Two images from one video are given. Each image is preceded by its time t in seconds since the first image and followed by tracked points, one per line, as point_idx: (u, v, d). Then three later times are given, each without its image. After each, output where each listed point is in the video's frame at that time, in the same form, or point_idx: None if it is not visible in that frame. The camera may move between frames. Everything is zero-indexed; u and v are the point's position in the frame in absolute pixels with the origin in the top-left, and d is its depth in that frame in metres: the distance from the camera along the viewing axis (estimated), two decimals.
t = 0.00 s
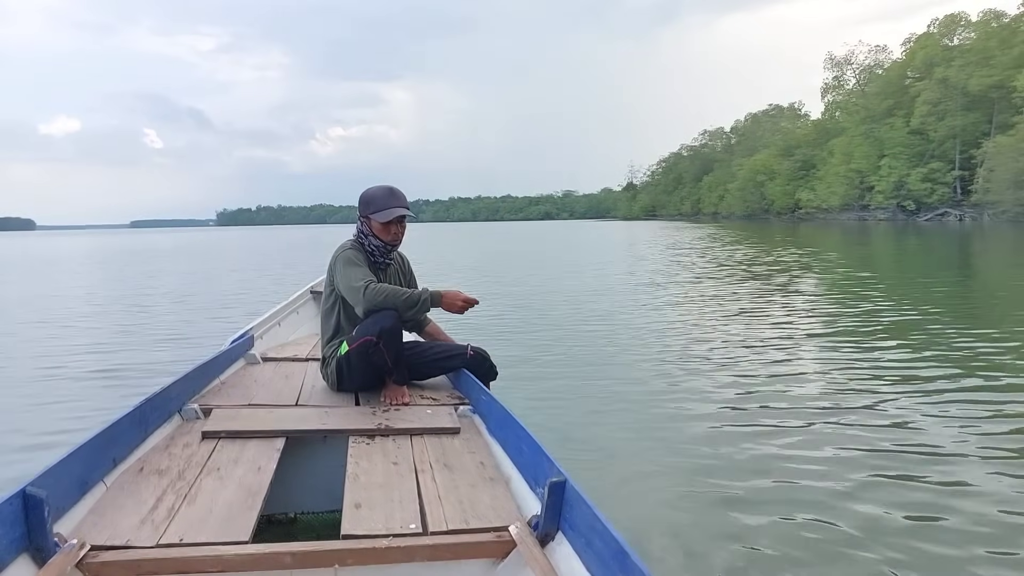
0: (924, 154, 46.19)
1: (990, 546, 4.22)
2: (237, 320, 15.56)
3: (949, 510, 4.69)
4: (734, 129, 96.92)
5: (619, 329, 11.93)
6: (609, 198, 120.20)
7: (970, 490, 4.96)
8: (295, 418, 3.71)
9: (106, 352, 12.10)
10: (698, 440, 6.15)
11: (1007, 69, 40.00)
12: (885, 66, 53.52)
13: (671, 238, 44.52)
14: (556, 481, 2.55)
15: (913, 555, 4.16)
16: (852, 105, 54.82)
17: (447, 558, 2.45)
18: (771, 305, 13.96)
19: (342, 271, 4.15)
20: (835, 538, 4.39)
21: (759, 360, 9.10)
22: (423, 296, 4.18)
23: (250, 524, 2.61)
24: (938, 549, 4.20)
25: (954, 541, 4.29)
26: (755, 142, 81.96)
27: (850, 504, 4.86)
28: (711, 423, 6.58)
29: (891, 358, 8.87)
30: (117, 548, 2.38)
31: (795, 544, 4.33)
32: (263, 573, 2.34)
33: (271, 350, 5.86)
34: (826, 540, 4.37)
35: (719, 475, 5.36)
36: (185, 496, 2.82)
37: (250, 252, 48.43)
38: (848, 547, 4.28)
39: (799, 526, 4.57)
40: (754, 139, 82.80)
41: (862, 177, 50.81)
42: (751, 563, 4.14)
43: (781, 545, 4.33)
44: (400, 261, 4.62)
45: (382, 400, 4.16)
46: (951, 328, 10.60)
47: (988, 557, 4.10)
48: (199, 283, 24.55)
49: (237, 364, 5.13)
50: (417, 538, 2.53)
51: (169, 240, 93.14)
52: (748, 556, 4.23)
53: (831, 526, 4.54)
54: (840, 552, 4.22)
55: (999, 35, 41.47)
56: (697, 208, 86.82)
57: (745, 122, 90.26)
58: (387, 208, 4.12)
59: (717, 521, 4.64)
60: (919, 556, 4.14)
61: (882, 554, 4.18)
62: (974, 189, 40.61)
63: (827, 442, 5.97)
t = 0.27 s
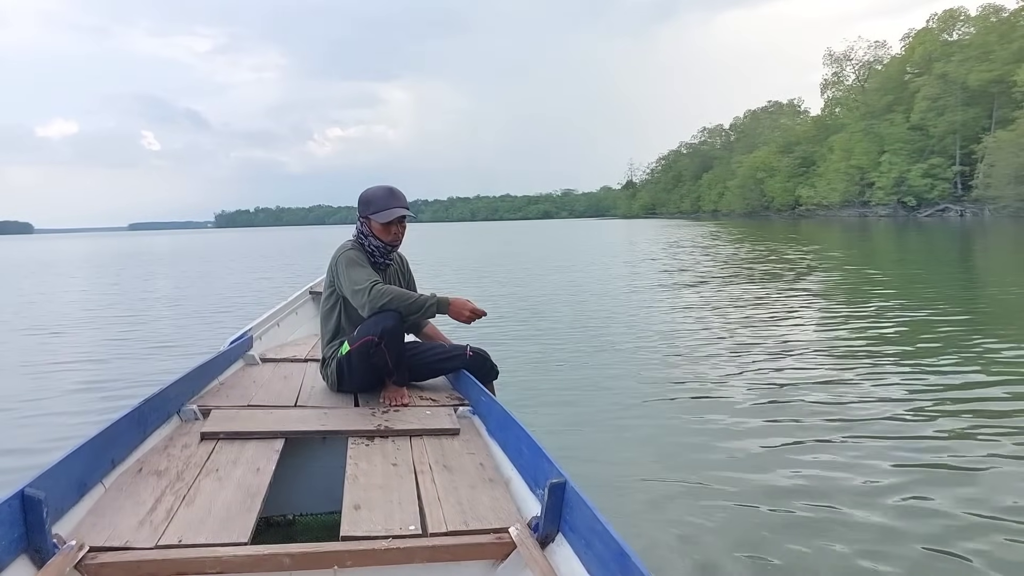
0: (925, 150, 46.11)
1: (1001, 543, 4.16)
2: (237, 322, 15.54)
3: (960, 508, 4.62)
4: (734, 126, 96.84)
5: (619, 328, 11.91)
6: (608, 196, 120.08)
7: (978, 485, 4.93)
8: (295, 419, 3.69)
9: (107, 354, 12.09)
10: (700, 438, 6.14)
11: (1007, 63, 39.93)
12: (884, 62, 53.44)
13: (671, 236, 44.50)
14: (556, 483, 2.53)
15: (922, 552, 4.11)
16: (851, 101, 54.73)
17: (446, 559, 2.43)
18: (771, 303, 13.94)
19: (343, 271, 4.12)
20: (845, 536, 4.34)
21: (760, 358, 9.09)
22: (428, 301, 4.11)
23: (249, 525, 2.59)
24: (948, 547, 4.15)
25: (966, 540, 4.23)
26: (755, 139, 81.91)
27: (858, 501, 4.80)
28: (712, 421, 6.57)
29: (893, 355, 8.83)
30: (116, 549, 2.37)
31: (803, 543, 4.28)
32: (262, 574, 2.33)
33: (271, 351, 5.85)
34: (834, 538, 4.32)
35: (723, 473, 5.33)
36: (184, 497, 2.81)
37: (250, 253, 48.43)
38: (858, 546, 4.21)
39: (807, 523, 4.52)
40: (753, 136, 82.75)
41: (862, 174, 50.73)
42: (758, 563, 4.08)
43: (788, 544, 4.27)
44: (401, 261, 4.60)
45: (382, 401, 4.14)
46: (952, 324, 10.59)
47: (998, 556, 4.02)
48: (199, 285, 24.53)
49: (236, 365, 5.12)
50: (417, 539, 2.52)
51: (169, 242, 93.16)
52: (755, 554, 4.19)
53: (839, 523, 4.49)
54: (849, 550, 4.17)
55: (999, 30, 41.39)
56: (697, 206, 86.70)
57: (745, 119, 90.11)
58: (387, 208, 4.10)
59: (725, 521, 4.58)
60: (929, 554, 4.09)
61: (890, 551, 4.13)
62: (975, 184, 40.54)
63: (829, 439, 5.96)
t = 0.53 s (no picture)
0: (924, 148, 46.08)
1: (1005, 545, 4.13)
2: (236, 322, 15.53)
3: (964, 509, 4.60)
4: (733, 125, 96.80)
5: (619, 327, 11.92)
6: (608, 195, 120.04)
7: (981, 486, 4.91)
8: (294, 419, 3.69)
9: (106, 355, 12.08)
10: (700, 437, 6.14)
11: (1006, 61, 39.93)
12: (883, 60, 53.41)
13: (671, 235, 44.50)
14: (555, 483, 2.53)
15: (923, 553, 4.09)
16: (850, 99, 54.71)
17: (446, 559, 2.43)
18: (771, 301, 13.94)
19: (347, 271, 4.11)
20: (847, 536, 4.33)
21: (759, 356, 9.09)
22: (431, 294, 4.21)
23: (248, 524, 2.59)
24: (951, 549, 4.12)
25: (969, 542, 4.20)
26: (754, 137, 81.89)
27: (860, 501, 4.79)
28: (712, 421, 6.57)
29: (893, 353, 8.83)
30: (115, 549, 2.37)
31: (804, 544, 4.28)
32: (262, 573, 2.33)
33: (270, 351, 5.85)
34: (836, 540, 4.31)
35: (723, 473, 5.33)
36: (183, 497, 2.80)
37: (249, 254, 48.41)
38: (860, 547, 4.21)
39: (809, 524, 4.51)
40: (753, 134, 82.75)
41: (861, 172, 50.70)
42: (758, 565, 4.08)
43: (789, 545, 4.27)
44: (402, 262, 4.60)
45: (383, 401, 4.14)
46: (951, 322, 10.59)
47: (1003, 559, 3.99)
48: (198, 286, 24.51)
49: (236, 364, 5.11)
50: (417, 539, 2.52)
51: (168, 242, 93.12)
52: (756, 555, 4.18)
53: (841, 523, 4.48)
54: (848, 551, 4.16)
55: (998, 27, 41.39)
56: (697, 205, 86.63)
57: (744, 117, 90.05)
58: (391, 208, 4.10)
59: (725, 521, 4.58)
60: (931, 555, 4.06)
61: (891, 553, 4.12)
62: (975, 182, 40.53)
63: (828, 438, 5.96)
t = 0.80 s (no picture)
0: (924, 147, 46.13)
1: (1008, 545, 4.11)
2: (236, 322, 15.54)
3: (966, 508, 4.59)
4: (733, 124, 96.81)
5: (618, 326, 11.93)
6: (608, 195, 120.09)
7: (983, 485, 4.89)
8: (294, 418, 3.69)
9: (106, 355, 12.08)
10: (700, 436, 6.15)
11: (1006, 60, 39.99)
12: (883, 59, 53.42)
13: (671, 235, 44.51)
14: (556, 482, 2.52)
15: (924, 552, 4.07)
16: (851, 99, 54.73)
17: (447, 559, 2.43)
18: (771, 300, 13.95)
19: (350, 270, 4.11)
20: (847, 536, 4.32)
21: (759, 356, 9.11)
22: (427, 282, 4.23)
23: (248, 524, 2.59)
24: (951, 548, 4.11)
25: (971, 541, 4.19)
26: (754, 136, 81.93)
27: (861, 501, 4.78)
28: (712, 419, 6.59)
29: (893, 352, 8.83)
30: (115, 548, 2.37)
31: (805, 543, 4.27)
32: (262, 573, 2.32)
33: (271, 351, 5.86)
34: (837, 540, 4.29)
35: (723, 472, 5.34)
36: (183, 497, 2.80)
37: (249, 253, 48.45)
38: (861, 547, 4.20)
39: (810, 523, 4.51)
40: (752, 134, 82.79)
41: (861, 171, 50.73)
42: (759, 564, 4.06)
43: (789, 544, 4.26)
44: (402, 261, 4.60)
45: (383, 400, 4.14)
46: (951, 321, 10.61)
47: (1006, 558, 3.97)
48: (198, 286, 24.51)
49: (236, 364, 5.12)
50: (417, 539, 2.52)
51: (168, 241, 93.16)
52: (757, 554, 4.17)
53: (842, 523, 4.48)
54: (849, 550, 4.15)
55: (998, 27, 41.44)
56: (697, 204, 86.66)
57: (744, 117, 90.10)
58: (393, 208, 4.10)
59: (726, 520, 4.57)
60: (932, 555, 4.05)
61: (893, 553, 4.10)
62: (974, 181, 40.56)
63: (829, 437, 5.97)
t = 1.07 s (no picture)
0: (924, 148, 46.14)
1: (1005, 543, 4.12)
2: (235, 321, 15.53)
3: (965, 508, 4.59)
4: (733, 125, 96.82)
5: (618, 326, 11.93)
6: (607, 195, 120.06)
7: (982, 484, 4.90)
8: (294, 417, 3.69)
9: (106, 354, 12.07)
10: (700, 436, 6.15)
11: (1006, 62, 40.00)
12: (883, 60, 53.39)
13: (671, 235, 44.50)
14: (556, 481, 2.52)
15: (925, 553, 4.07)
16: (851, 99, 54.73)
17: (447, 558, 2.43)
18: (771, 301, 13.95)
19: (351, 267, 4.12)
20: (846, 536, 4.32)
21: (759, 356, 9.11)
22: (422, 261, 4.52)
23: (248, 523, 2.58)
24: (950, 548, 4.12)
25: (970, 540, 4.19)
26: (755, 137, 81.95)
27: (860, 501, 4.78)
28: (712, 420, 6.58)
29: (893, 353, 8.83)
30: (115, 548, 2.36)
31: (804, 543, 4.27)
32: (262, 573, 2.32)
33: (271, 350, 5.85)
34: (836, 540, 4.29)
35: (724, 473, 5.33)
36: (183, 496, 2.80)
37: (248, 253, 48.39)
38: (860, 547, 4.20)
39: (809, 523, 4.51)
40: (753, 134, 82.79)
41: (861, 172, 50.74)
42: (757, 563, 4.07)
43: (789, 544, 4.27)
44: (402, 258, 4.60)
45: (383, 399, 4.14)
46: (951, 321, 10.61)
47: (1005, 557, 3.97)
48: (197, 285, 24.48)
49: (236, 363, 5.12)
50: (417, 538, 2.52)
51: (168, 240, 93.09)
52: (756, 554, 4.17)
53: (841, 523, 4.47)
54: (851, 551, 4.16)
55: (998, 28, 41.49)
56: (697, 204, 86.65)
57: (744, 117, 90.07)
58: (392, 205, 4.11)
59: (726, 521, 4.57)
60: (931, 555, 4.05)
61: (891, 553, 4.10)
62: (975, 182, 40.57)
63: (829, 437, 5.96)
